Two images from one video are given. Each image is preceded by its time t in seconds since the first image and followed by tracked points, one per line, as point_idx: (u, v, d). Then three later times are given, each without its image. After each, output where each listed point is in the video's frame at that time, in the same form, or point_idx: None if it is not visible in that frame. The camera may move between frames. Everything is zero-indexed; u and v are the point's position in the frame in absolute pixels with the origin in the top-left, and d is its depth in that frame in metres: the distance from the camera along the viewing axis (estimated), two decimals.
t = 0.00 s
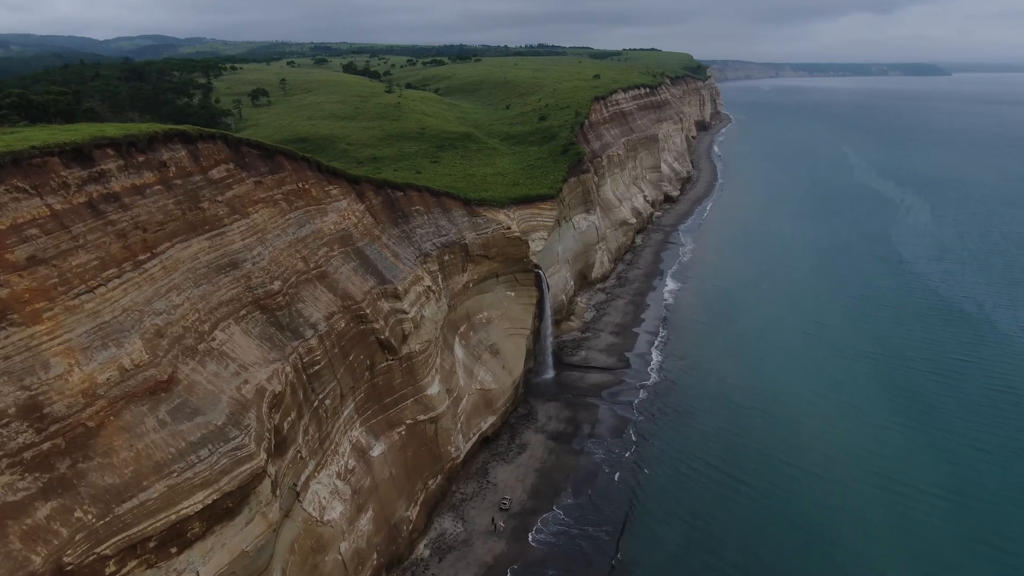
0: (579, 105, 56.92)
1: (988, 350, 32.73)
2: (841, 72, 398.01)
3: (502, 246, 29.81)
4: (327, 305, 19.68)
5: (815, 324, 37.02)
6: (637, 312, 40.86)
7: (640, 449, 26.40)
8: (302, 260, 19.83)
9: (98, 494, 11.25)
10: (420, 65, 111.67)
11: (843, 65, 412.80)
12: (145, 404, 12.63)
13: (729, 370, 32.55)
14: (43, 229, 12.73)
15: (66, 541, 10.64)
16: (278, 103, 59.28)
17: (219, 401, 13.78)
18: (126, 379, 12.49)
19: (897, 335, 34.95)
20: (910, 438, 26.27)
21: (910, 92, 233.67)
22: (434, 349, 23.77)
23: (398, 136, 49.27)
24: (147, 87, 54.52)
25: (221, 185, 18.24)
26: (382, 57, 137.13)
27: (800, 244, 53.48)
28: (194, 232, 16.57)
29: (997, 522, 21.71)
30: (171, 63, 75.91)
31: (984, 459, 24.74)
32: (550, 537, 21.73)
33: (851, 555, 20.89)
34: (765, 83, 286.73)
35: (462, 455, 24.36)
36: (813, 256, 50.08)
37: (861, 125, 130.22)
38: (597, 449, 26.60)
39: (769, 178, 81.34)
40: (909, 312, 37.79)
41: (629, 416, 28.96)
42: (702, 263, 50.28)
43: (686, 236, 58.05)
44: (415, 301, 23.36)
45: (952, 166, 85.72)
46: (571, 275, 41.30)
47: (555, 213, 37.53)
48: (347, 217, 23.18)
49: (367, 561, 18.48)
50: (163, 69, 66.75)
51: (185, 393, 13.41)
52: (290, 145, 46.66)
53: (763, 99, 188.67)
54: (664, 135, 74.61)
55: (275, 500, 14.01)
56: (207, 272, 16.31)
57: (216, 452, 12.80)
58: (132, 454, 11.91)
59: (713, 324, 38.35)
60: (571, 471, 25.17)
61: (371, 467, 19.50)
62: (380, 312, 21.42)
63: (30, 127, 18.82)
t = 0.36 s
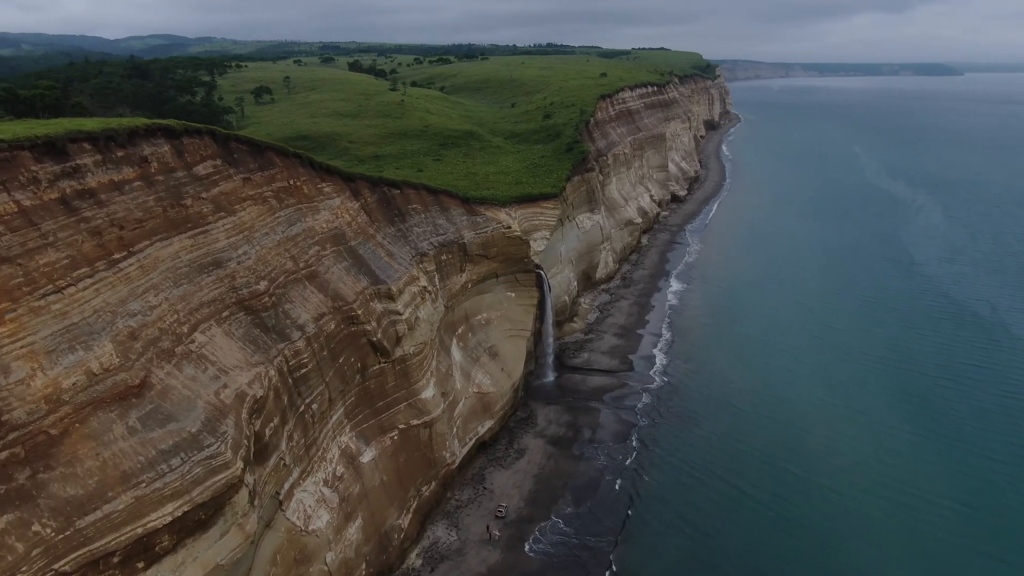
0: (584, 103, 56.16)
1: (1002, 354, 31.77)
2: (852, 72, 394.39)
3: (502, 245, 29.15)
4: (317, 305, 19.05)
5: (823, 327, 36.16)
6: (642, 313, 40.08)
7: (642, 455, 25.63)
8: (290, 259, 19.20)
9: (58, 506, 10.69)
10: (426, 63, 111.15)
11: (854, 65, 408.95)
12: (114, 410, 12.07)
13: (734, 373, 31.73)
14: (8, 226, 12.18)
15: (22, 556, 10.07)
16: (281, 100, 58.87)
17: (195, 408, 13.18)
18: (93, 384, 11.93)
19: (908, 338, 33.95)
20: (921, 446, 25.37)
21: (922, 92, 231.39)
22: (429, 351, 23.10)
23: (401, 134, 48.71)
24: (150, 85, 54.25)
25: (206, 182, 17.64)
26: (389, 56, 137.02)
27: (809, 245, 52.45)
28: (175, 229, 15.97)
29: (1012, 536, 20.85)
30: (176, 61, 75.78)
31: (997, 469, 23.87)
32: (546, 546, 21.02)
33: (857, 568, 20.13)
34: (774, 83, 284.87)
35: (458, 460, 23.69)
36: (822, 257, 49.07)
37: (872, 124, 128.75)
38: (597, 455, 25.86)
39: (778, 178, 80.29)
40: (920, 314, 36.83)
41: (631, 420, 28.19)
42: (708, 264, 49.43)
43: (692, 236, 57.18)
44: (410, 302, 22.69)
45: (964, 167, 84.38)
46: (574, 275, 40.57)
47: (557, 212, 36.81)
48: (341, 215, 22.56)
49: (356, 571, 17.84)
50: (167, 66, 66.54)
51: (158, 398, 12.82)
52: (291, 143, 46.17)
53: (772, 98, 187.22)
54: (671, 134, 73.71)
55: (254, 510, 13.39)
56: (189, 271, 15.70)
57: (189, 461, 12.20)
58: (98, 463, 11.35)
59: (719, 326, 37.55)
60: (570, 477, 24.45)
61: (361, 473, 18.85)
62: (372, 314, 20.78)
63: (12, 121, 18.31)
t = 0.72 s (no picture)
0: (588, 101, 55.47)
1: (1013, 359, 30.94)
2: (863, 72, 391.12)
3: (502, 245, 28.55)
4: (306, 306, 18.49)
5: (829, 329, 35.40)
6: (645, 314, 39.36)
7: (643, 461, 24.94)
8: (278, 259, 18.66)
9: (18, 518, 10.19)
10: (432, 61, 110.77)
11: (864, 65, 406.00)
12: (82, 416, 11.59)
13: (738, 376, 31.03)
14: None
15: None
16: (284, 98, 58.55)
17: (169, 414, 12.66)
18: (59, 389, 11.44)
19: (917, 341, 33.12)
20: (930, 454, 24.53)
21: (933, 92, 229.13)
22: (424, 353, 22.52)
23: (403, 132, 48.22)
24: (153, 83, 54.07)
25: (191, 178, 17.13)
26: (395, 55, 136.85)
27: (816, 246, 51.52)
28: (156, 227, 15.45)
29: None
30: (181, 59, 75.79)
31: (1009, 476, 23.11)
32: (542, 555, 20.39)
33: None
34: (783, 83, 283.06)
35: (453, 465, 23.07)
36: (830, 258, 48.18)
37: (882, 124, 127.42)
38: (597, 461, 25.20)
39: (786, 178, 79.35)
40: (929, 317, 36.03)
41: (632, 425, 27.50)
42: (714, 265, 48.66)
43: (698, 237, 56.43)
44: (404, 302, 22.11)
45: (976, 167, 83.17)
46: (577, 276, 39.92)
47: (559, 211, 36.17)
48: (333, 213, 22.00)
49: None
50: (172, 65, 66.41)
51: (130, 404, 12.29)
52: (292, 141, 45.74)
53: (781, 98, 186.00)
54: (678, 133, 72.92)
55: (231, 520, 12.83)
56: (170, 271, 15.17)
57: (160, 470, 11.67)
58: (62, 472, 10.86)
59: (723, 327, 36.82)
60: (569, 483, 23.81)
61: (350, 480, 18.28)
62: (364, 315, 20.22)
63: None
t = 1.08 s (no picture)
0: (594, 99, 54.71)
1: None
2: (874, 72, 387.61)
3: (500, 245, 27.89)
4: (293, 306, 17.87)
5: (837, 332, 34.51)
6: (649, 316, 38.57)
7: (643, 468, 24.18)
8: (265, 258, 18.08)
9: None
10: (439, 60, 110.23)
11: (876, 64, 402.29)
12: (41, 423, 11.09)
13: (743, 380, 30.20)
14: None
15: None
16: (287, 96, 58.15)
17: (138, 420, 12.11)
18: (19, 394, 10.93)
19: (928, 345, 32.20)
20: (942, 464, 23.58)
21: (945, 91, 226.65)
22: (418, 355, 21.89)
23: (405, 129, 47.67)
24: (155, 80, 53.81)
25: (173, 175, 16.57)
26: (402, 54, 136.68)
27: (825, 247, 50.46)
28: (134, 224, 14.90)
29: None
30: (186, 57, 75.68)
31: None
32: (536, 566, 19.71)
33: None
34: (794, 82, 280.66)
35: (447, 470, 22.43)
36: (839, 259, 47.21)
37: (893, 124, 125.81)
38: (596, 466, 24.47)
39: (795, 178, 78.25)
40: (940, 320, 35.06)
41: (633, 429, 26.73)
42: (721, 266, 47.78)
43: (704, 237, 55.56)
44: (396, 303, 21.46)
45: (990, 167, 81.75)
46: (580, 276, 39.21)
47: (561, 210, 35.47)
48: (324, 212, 21.39)
49: None
50: (176, 62, 66.20)
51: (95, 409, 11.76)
52: (293, 138, 45.25)
53: (791, 98, 184.39)
54: (685, 132, 72.00)
55: (203, 532, 12.25)
56: (147, 270, 14.61)
57: (125, 480, 11.12)
58: (19, 483, 10.34)
59: (728, 329, 36.00)
60: (566, 490, 23.11)
61: (337, 486, 17.67)
62: (354, 316, 19.60)
63: None
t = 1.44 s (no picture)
0: (598, 97, 53.94)
1: None
2: (885, 72, 384.09)
3: (498, 244, 27.20)
4: (278, 307, 17.25)
5: (845, 334, 33.62)
6: (653, 317, 37.79)
7: (643, 474, 23.44)
8: (249, 257, 17.49)
9: None
10: (445, 59, 109.55)
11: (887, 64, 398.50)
12: None
13: (746, 383, 29.40)
14: None
15: None
16: (290, 94, 57.71)
17: (102, 427, 11.59)
18: None
19: (938, 348, 31.30)
20: (951, 472, 22.77)
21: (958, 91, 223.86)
22: (410, 358, 21.25)
23: (406, 127, 47.10)
24: (156, 78, 53.48)
25: (153, 170, 15.99)
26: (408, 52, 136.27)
27: (834, 248, 49.45)
28: (108, 221, 14.34)
29: None
30: (191, 55, 75.43)
31: None
32: None
33: None
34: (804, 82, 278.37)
35: (440, 476, 21.79)
36: (848, 260, 46.26)
37: (905, 124, 124.02)
38: (594, 473, 23.76)
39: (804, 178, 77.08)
40: (951, 322, 34.09)
41: (634, 434, 25.97)
42: (726, 266, 46.90)
43: (711, 237, 54.64)
44: (388, 304, 20.81)
45: (1004, 167, 80.20)
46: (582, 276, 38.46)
47: (563, 209, 34.75)
48: (314, 209, 20.78)
49: None
50: (179, 60, 65.90)
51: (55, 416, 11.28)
52: (293, 136, 44.76)
53: (801, 98, 182.56)
54: (693, 130, 71.05)
55: (170, 544, 11.70)
56: (121, 269, 14.06)
57: (84, 491, 10.63)
58: None
59: (733, 331, 35.19)
60: (563, 497, 22.43)
61: (322, 493, 17.07)
62: (343, 317, 18.99)
63: None
